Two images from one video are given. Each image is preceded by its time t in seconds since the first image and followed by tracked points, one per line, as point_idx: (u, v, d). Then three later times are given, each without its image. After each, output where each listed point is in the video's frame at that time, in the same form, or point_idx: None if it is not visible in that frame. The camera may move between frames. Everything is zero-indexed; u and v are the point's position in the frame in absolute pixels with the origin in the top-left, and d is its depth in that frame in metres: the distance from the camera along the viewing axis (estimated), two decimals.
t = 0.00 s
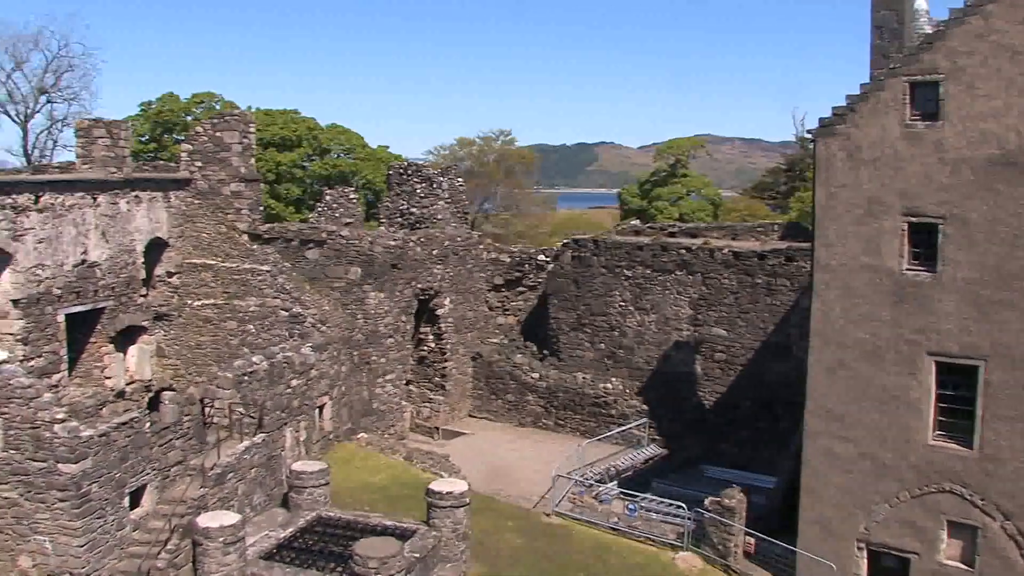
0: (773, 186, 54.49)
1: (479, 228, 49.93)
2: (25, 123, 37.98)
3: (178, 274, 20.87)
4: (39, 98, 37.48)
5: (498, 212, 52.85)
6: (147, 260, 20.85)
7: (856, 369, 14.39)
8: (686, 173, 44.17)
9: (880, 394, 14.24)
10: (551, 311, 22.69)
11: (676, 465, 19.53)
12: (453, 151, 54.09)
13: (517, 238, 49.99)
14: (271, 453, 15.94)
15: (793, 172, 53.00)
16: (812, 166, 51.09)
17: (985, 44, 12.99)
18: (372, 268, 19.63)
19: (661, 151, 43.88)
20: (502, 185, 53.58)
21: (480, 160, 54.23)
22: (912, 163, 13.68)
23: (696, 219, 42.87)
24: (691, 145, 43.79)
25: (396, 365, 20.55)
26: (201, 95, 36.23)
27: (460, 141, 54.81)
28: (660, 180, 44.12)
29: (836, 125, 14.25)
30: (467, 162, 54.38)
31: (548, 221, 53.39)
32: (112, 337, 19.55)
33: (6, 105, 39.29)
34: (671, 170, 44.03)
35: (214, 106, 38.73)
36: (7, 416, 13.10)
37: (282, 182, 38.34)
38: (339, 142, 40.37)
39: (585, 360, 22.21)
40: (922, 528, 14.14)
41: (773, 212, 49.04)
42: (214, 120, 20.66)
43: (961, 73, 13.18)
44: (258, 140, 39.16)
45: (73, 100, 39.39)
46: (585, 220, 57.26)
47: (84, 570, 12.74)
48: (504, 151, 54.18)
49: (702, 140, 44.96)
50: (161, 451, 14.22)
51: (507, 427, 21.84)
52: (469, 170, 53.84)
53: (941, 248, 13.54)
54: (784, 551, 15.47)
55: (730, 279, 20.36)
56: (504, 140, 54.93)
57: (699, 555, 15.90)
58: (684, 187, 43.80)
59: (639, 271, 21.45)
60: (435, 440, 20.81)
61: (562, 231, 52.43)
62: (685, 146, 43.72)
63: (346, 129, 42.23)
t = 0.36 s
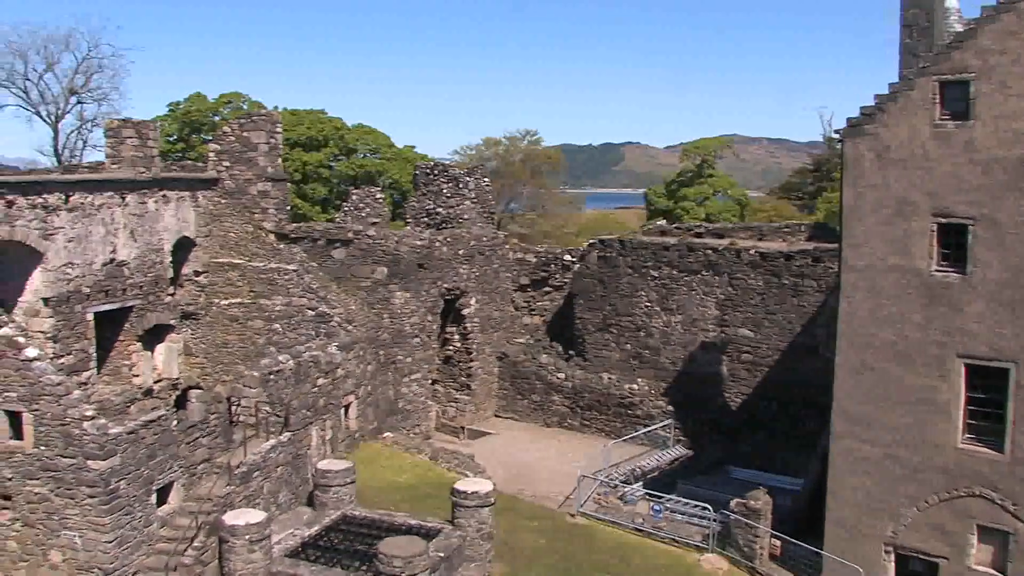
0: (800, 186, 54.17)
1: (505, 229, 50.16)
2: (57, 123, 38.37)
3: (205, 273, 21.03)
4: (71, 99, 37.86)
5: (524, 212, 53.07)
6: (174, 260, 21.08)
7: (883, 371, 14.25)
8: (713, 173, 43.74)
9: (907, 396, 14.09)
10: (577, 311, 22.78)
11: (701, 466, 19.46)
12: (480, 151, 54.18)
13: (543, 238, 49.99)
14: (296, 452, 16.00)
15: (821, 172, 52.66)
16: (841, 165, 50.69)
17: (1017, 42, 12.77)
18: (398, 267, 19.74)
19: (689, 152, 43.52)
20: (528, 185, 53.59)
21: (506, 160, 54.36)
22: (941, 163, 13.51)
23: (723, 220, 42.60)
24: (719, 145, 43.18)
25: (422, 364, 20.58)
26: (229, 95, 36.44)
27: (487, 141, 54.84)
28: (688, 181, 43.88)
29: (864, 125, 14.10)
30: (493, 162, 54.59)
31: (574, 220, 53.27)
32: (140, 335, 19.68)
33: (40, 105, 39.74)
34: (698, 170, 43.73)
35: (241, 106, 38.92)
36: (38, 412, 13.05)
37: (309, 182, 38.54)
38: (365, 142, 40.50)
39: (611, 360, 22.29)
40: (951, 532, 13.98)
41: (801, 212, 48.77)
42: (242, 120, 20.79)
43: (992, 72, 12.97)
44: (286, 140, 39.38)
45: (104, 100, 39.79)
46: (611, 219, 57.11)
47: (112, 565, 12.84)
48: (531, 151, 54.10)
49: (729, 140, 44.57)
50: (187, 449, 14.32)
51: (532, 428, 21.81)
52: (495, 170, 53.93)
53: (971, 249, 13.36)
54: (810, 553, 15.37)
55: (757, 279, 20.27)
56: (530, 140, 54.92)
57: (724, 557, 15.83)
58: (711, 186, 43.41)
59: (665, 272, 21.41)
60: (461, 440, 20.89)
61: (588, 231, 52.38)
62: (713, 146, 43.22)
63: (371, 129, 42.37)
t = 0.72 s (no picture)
0: (828, 185, 53.82)
1: (532, 227, 50.29)
2: (89, 122, 38.75)
3: (233, 271, 21.23)
4: (102, 99, 38.24)
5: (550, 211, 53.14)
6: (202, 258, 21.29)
7: (914, 373, 14.10)
8: (740, 173, 43.76)
9: (939, 398, 13.94)
10: (605, 311, 22.85)
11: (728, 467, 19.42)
12: (506, 150, 54.23)
13: (570, 238, 49.87)
14: (323, 449, 16.07)
15: (849, 171, 52.33)
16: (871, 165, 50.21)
17: None
18: (426, 266, 19.92)
19: (715, 151, 43.67)
20: (556, 185, 53.67)
21: (533, 159, 54.10)
22: (974, 163, 13.35)
23: (751, 219, 42.39)
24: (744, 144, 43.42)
25: (449, 363, 20.61)
26: (257, 94, 36.65)
27: (513, 140, 54.80)
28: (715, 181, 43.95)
29: (895, 124, 13.96)
30: (521, 160, 54.34)
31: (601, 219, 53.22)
32: (169, 333, 19.91)
33: (71, 104, 40.16)
34: (725, 169, 43.61)
35: (268, 105, 39.16)
36: (68, 408, 13.16)
37: (337, 181, 38.73)
38: (392, 141, 40.64)
39: (638, 360, 22.37)
40: (983, 536, 13.80)
41: (829, 211, 48.46)
42: (270, 119, 20.94)
43: None
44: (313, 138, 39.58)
45: (135, 99, 40.17)
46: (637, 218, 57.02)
47: (141, 560, 12.94)
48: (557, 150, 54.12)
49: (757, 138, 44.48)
50: (216, 446, 14.36)
51: (558, 427, 21.81)
52: (522, 169, 53.75)
53: (1005, 249, 13.19)
54: (838, 555, 15.25)
55: (785, 279, 20.17)
56: (557, 139, 54.84)
57: (752, 558, 15.71)
58: (739, 186, 43.27)
59: (693, 271, 21.37)
60: (488, 438, 20.89)
61: (615, 230, 52.30)
62: (739, 146, 43.37)
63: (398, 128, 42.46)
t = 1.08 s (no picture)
0: (860, 180, 53.42)
1: (562, 222, 50.37)
2: (122, 117, 39.08)
3: (263, 265, 21.25)
4: (135, 94, 38.57)
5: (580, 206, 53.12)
6: (233, 251, 21.39)
7: (946, 371, 13.88)
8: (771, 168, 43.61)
9: (972, 397, 13.72)
10: (633, 306, 22.76)
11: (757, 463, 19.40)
12: (536, 145, 54.05)
13: (600, 232, 49.86)
14: (352, 442, 16.13)
15: (881, 166, 51.89)
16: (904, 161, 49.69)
17: None
18: (455, 260, 19.93)
19: (747, 147, 43.42)
20: (586, 180, 53.63)
21: (564, 154, 53.85)
22: (1009, 158, 13.09)
23: (781, 215, 41.94)
24: (776, 140, 42.83)
25: (478, 357, 20.65)
26: (288, 88, 36.82)
27: (543, 135, 54.78)
28: (745, 175, 43.59)
29: (928, 119, 13.70)
30: (551, 155, 54.20)
31: (632, 213, 53.09)
32: (200, 326, 20.05)
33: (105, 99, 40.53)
34: (756, 164, 43.37)
35: (299, 100, 39.33)
36: (101, 400, 13.27)
37: (367, 175, 38.87)
38: (422, 135, 40.72)
39: (666, 355, 22.33)
40: (1017, 537, 13.63)
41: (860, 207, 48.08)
42: (300, 114, 21.14)
43: None
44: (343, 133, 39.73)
45: (167, 94, 40.49)
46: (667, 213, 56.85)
47: (172, 551, 13.08)
48: (587, 144, 53.68)
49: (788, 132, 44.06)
50: (246, 438, 14.45)
51: (587, 422, 21.77)
52: (553, 163, 53.72)
53: None
54: (868, 553, 15.09)
55: (815, 275, 20.04)
56: (587, 134, 54.69)
57: (780, 555, 15.62)
58: (770, 181, 42.85)
59: (722, 267, 21.25)
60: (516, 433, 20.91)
61: (644, 223, 51.96)
62: (770, 140, 42.83)
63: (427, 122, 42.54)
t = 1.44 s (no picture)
0: (896, 174, 52.93)
1: (595, 216, 50.41)
2: (157, 111, 39.43)
3: (296, 257, 21.46)
4: (170, 88, 38.92)
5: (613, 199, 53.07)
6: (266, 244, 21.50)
7: (982, 368, 13.36)
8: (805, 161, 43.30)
9: (1009, 392, 13.15)
10: (666, 300, 22.74)
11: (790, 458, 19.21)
12: (568, 138, 53.96)
13: (633, 226, 49.74)
14: (384, 435, 16.18)
15: (918, 160, 51.33)
16: (939, 154, 49.15)
17: None
18: (487, 253, 19.89)
19: (780, 141, 42.98)
20: (620, 172, 53.39)
21: (596, 146, 53.82)
22: None
23: (814, 209, 41.74)
24: (811, 134, 42.19)
25: (510, 351, 20.65)
26: (320, 82, 36.98)
27: (576, 128, 54.79)
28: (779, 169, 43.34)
29: (966, 111, 13.23)
30: (583, 148, 54.20)
31: (665, 207, 52.95)
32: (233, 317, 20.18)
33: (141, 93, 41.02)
34: (790, 158, 43.06)
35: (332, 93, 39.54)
36: (136, 390, 13.36)
37: (399, 168, 39.02)
38: (455, 128, 40.81)
39: (699, 350, 22.19)
40: None
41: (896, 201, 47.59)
42: (332, 107, 21.30)
43: None
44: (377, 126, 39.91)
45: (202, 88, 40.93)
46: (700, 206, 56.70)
47: (205, 540, 13.20)
48: (620, 137, 53.76)
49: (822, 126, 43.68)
50: (278, 430, 14.47)
51: (619, 416, 21.72)
52: (585, 156, 53.68)
53: None
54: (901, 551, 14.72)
55: (849, 270, 19.90)
56: (620, 127, 54.55)
57: (812, 551, 15.44)
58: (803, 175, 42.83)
59: (755, 261, 21.15)
60: (547, 426, 20.93)
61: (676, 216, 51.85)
62: (804, 134, 42.32)
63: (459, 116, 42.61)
